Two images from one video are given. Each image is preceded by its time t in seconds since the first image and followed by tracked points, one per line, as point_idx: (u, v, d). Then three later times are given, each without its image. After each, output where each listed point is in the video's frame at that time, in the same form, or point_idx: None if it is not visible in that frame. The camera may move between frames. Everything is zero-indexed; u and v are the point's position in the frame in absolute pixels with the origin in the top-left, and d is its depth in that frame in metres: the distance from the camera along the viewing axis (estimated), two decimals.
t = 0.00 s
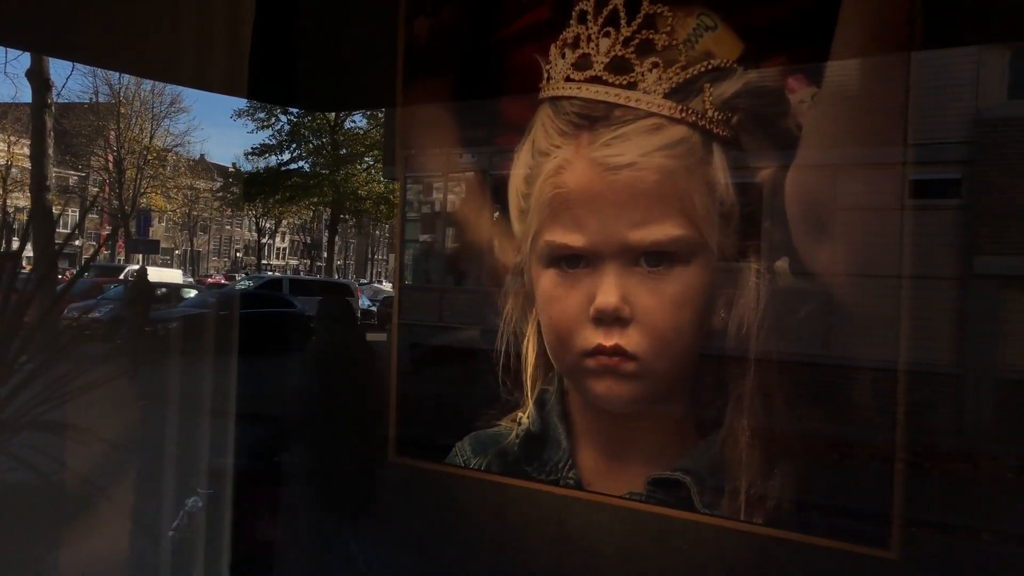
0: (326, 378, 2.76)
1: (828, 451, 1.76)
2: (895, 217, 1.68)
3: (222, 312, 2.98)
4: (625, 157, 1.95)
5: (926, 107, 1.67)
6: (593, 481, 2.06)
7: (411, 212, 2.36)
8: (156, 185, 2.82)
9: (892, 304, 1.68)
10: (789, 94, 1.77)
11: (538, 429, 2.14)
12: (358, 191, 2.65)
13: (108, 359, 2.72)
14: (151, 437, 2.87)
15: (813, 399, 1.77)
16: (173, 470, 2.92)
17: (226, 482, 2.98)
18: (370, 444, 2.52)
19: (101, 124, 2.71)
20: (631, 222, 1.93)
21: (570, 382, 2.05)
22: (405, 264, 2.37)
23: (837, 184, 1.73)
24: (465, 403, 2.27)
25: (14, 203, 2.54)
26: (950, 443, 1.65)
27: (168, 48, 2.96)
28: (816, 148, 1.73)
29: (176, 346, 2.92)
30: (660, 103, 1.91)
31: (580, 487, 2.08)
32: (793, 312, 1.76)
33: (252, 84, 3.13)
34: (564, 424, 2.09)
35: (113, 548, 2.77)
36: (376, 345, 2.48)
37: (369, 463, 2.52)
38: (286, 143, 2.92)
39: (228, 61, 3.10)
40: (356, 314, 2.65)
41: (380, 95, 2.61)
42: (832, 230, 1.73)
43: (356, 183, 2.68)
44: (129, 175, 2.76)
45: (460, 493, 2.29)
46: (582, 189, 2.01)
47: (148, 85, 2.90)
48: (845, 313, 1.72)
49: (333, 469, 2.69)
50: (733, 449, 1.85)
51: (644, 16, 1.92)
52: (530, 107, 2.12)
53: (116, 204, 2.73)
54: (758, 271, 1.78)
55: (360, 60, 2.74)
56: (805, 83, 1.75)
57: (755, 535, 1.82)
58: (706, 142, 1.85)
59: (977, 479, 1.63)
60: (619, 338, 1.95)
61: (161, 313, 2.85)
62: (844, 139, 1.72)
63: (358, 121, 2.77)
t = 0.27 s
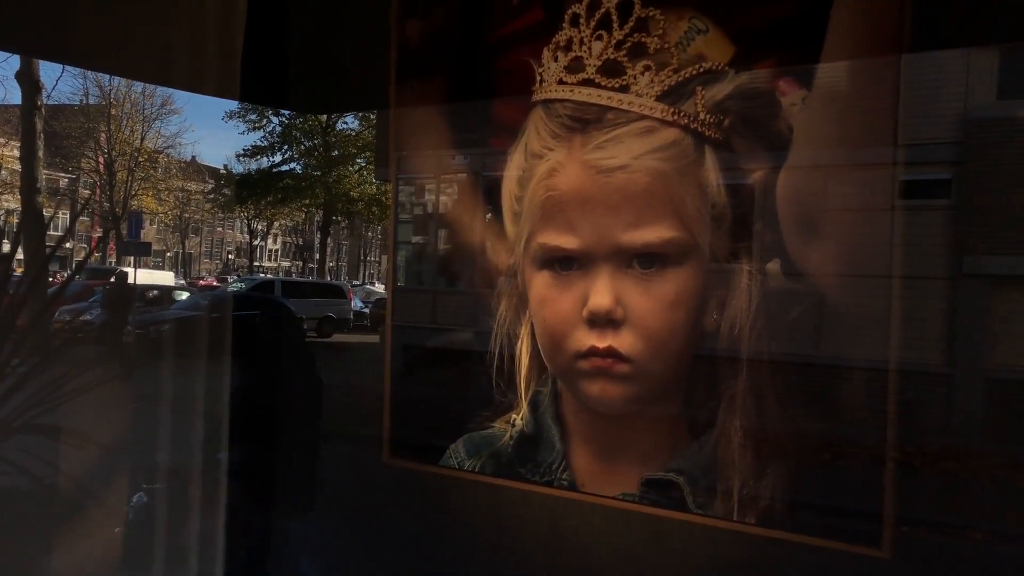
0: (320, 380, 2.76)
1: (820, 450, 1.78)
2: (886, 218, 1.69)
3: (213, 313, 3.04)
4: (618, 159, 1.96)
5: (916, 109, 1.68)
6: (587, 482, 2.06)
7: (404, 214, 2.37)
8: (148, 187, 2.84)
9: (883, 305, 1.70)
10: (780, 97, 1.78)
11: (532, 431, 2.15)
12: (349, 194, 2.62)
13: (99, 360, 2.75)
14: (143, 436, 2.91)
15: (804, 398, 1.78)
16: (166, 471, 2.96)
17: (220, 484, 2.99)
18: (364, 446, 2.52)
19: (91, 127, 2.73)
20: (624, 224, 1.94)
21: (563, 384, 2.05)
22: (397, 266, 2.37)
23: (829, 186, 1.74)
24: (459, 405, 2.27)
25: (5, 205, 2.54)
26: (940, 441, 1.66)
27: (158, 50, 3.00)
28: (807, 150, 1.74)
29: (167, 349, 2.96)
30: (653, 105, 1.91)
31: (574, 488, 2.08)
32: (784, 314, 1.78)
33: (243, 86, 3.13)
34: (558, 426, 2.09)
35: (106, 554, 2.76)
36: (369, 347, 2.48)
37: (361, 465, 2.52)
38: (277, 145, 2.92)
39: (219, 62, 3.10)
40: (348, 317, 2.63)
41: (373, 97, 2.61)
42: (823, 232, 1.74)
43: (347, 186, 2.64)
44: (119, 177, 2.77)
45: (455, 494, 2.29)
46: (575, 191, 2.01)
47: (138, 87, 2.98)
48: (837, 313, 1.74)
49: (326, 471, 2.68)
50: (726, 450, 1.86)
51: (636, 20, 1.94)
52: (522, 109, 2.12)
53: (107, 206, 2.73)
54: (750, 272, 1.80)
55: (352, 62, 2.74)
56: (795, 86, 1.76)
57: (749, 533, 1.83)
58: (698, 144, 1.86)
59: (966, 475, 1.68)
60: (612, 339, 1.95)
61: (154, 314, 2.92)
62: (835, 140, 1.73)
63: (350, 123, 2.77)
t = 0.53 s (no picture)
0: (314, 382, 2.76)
1: (814, 450, 1.79)
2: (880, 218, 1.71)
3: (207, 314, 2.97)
4: (613, 160, 1.96)
5: (909, 110, 1.70)
6: (583, 482, 2.06)
7: (398, 215, 2.37)
8: (141, 188, 2.90)
9: (877, 305, 1.71)
10: (775, 98, 1.79)
11: (528, 431, 2.15)
12: (343, 194, 2.64)
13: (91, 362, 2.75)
14: (136, 440, 2.88)
15: (799, 397, 1.80)
16: (160, 474, 2.94)
17: (215, 489, 2.99)
18: (359, 447, 2.52)
19: (84, 128, 2.79)
20: (620, 225, 1.94)
21: (560, 383, 2.06)
22: (392, 267, 2.37)
23: (823, 186, 1.76)
24: (454, 406, 2.28)
25: None
26: (933, 441, 1.69)
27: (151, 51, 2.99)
28: (802, 150, 1.75)
29: (160, 351, 2.91)
30: (649, 106, 1.92)
31: (570, 488, 2.09)
32: (779, 313, 1.79)
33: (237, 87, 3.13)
34: (555, 426, 2.10)
35: (99, 555, 2.80)
36: (363, 349, 2.48)
37: (356, 466, 2.52)
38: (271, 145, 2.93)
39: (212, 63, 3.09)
40: (342, 319, 2.63)
41: (368, 98, 2.61)
42: (818, 232, 1.75)
43: (342, 187, 2.67)
44: (112, 179, 2.84)
45: (451, 495, 2.29)
46: (571, 191, 2.02)
47: (131, 88, 2.96)
48: (832, 314, 1.74)
49: (322, 473, 2.67)
50: (722, 449, 1.87)
51: (631, 21, 1.94)
52: (517, 110, 2.13)
53: (100, 208, 2.79)
54: (746, 272, 1.80)
55: (347, 63, 2.74)
56: (790, 86, 1.78)
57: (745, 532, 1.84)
58: (693, 145, 1.87)
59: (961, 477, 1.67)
60: (608, 339, 1.95)
61: (147, 316, 2.87)
62: (830, 141, 1.74)
63: (344, 124, 2.77)
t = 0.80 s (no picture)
0: (311, 383, 2.76)
1: (809, 449, 1.79)
2: (874, 217, 1.71)
3: (202, 314, 3.05)
4: (608, 159, 1.96)
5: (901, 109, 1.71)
6: (579, 481, 2.06)
7: (392, 216, 2.35)
8: (135, 189, 2.83)
9: (871, 304, 1.72)
10: (769, 97, 1.79)
11: (524, 431, 2.15)
12: (338, 195, 2.63)
13: (86, 362, 2.78)
14: (131, 440, 2.91)
15: (795, 397, 1.79)
16: (156, 475, 2.94)
17: (210, 486, 3.01)
18: (355, 448, 2.51)
19: (77, 128, 2.76)
20: (616, 224, 1.94)
21: (555, 383, 2.05)
22: (387, 268, 2.36)
23: (817, 184, 1.76)
24: (450, 406, 2.27)
25: None
26: (928, 440, 1.70)
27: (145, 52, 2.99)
28: (796, 150, 1.75)
29: (155, 352, 2.96)
30: (643, 105, 1.92)
31: (566, 487, 2.08)
32: (775, 313, 1.78)
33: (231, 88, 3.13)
34: (550, 425, 2.09)
35: (91, 557, 2.75)
36: (359, 350, 2.49)
37: (352, 467, 2.52)
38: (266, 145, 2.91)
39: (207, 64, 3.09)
40: (337, 320, 2.65)
41: (363, 98, 2.61)
42: (813, 231, 1.75)
43: (337, 188, 2.65)
44: (106, 180, 2.77)
45: (447, 495, 2.29)
46: (565, 191, 2.02)
47: (125, 89, 3.00)
48: (826, 313, 1.75)
49: (318, 473, 2.67)
50: (717, 448, 1.87)
51: (625, 20, 1.94)
52: (512, 110, 2.13)
53: (94, 209, 2.71)
54: (741, 271, 1.80)
55: (342, 63, 2.74)
56: (784, 85, 1.78)
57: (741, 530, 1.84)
58: (688, 144, 1.87)
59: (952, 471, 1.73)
60: (603, 338, 1.96)
61: (139, 317, 2.93)
62: (825, 140, 1.75)
63: (339, 125, 2.79)
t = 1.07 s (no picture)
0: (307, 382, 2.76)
1: (803, 449, 1.79)
2: (868, 217, 1.72)
3: (197, 317, 3.03)
4: (602, 160, 1.97)
5: (893, 110, 1.74)
6: (573, 481, 2.06)
7: (387, 216, 2.35)
8: (130, 190, 3.01)
9: (864, 303, 1.73)
10: (763, 97, 1.79)
11: (518, 431, 2.14)
12: (334, 195, 2.64)
13: (82, 360, 2.98)
14: (126, 437, 3.00)
15: (789, 396, 1.79)
16: (151, 475, 2.95)
17: (205, 484, 2.97)
18: (351, 448, 2.51)
19: (71, 130, 2.95)
20: (610, 224, 1.95)
21: (549, 383, 2.05)
22: (383, 268, 2.36)
23: (811, 184, 1.76)
24: (445, 406, 2.26)
25: None
26: (923, 439, 1.75)
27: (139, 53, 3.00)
28: (790, 150, 1.76)
29: (149, 352, 3.08)
30: (638, 105, 1.93)
31: (560, 487, 2.09)
32: (770, 313, 1.78)
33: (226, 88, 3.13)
34: (544, 425, 2.09)
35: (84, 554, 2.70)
36: (354, 349, 2.49)
37: (348, 466, 2.53)
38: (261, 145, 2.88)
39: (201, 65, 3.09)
40: (332, 321, 2.66)
41: (358, 99, 2.61)
42: (807, 231, 1.76)
43: (333, 187, 2.66)
44: (101, 180, 2.96)
45: (443, 494, 2.30)
46: (560, 191, 2.02)
47: (121, 90, 3.09)
48: (821, 313, 1.75)
49: (314, 473, 2.67)
50: (712, 447, 1.87)
51: (620, 20, 1.95)
52: (506, 110, 2.13)
53: (89, 210, 2.91)
54: (734, 271, 1.81)
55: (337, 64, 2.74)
56: (778, 85, 1.78)
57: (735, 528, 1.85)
58: (682, 144, 1.87)
59: (945, 470, 1.80)
60: (598, 339, 1.95)
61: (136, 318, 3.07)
62: (819, 140, 1.75)
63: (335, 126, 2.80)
